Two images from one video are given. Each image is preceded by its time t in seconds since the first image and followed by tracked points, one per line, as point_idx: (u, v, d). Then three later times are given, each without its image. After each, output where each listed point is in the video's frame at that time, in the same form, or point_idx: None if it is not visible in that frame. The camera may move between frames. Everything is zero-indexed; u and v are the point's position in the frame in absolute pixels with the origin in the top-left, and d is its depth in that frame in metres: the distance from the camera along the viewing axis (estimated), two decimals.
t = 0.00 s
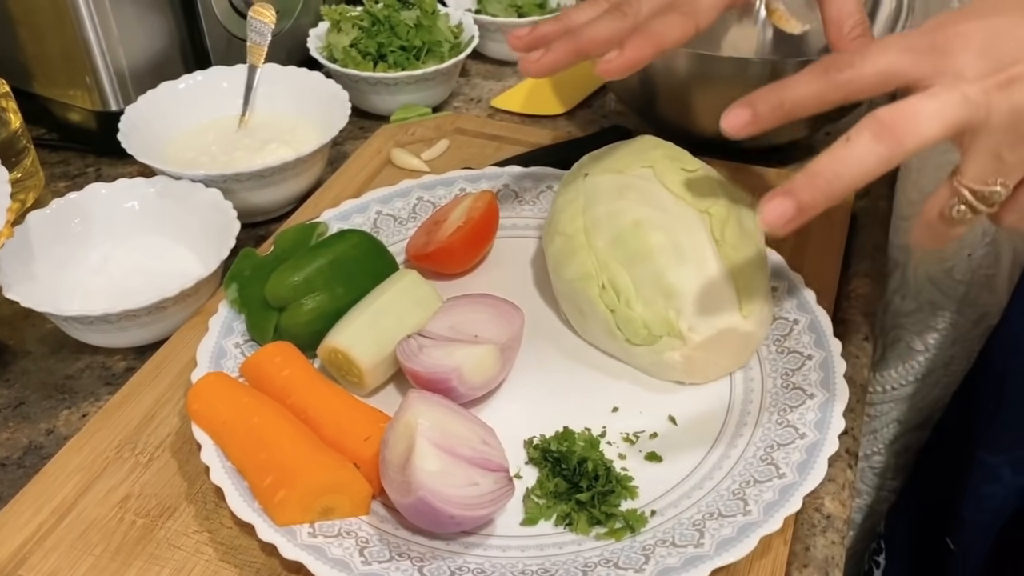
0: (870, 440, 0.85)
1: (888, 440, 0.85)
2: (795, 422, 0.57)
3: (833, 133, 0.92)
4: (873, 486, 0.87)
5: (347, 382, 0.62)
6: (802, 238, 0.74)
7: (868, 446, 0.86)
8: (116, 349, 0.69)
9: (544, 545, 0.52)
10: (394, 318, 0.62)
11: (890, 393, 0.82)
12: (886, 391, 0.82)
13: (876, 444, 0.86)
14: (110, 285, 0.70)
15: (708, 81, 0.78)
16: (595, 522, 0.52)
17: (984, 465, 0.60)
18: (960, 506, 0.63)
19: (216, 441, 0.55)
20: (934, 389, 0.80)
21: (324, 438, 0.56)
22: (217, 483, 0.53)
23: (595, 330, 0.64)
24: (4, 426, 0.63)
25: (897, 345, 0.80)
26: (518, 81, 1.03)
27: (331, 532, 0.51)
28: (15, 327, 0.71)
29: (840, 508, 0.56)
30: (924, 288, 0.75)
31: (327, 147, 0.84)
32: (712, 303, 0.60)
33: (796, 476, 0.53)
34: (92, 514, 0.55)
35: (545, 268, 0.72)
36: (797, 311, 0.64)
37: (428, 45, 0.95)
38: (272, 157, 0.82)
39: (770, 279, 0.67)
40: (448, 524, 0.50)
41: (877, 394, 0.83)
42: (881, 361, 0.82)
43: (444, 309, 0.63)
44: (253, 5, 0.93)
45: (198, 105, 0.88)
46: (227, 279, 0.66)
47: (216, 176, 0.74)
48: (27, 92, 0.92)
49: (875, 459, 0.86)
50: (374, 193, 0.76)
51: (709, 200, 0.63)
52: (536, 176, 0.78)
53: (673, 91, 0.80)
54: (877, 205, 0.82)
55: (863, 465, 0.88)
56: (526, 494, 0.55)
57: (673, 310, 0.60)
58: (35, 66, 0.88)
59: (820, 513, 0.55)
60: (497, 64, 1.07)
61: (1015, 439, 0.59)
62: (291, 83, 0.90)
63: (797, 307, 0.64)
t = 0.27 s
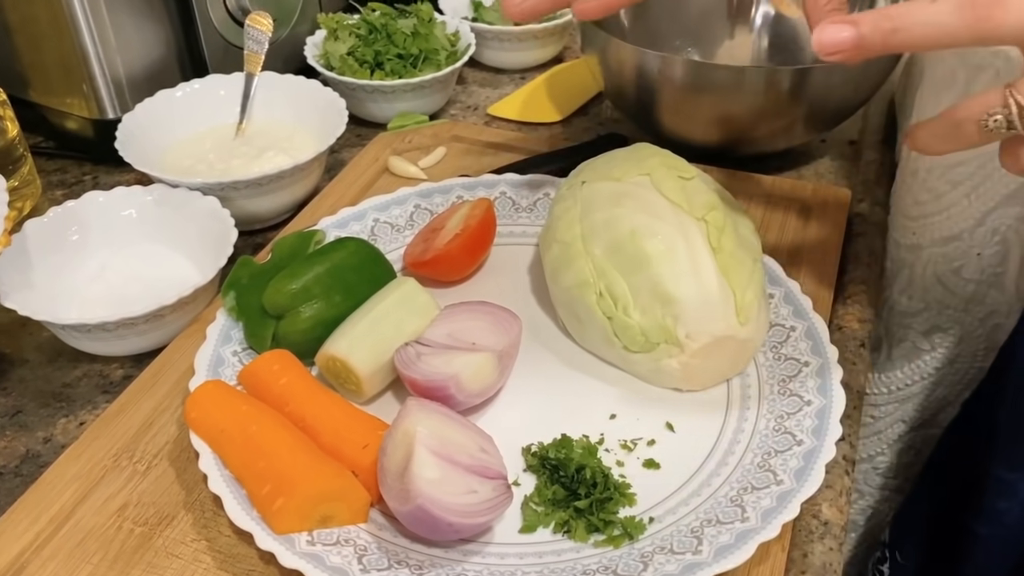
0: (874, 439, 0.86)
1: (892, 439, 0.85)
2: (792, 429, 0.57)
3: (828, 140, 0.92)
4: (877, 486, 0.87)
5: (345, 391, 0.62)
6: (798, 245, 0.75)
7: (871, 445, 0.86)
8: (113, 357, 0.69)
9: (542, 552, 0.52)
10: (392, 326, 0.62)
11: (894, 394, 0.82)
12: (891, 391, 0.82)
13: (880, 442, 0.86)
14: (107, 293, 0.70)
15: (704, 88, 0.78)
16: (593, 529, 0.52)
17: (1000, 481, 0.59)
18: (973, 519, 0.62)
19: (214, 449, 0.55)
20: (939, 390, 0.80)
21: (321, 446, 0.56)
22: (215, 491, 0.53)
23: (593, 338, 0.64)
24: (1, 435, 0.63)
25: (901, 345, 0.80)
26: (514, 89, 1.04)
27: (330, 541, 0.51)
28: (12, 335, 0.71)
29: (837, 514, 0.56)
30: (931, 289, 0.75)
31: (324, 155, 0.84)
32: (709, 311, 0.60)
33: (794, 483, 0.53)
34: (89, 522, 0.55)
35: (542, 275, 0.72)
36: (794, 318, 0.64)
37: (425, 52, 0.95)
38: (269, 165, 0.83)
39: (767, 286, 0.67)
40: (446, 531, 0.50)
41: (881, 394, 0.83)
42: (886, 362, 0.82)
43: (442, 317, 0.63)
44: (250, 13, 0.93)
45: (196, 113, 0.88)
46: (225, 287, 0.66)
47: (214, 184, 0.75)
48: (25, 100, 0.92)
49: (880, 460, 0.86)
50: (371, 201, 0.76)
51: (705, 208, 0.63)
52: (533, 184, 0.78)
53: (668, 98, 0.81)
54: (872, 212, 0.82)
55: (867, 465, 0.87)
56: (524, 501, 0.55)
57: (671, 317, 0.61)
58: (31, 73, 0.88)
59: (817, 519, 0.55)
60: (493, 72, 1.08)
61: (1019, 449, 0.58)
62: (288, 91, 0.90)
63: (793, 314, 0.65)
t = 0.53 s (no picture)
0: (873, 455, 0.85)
1: (893, 454, 0.84)
2: (782, 440, 0.57)
3: (816, 153, 0.94)
4: (878, 500, 0.87)
5: (338, 403, 0.62)
6: (787, 258, 0.75)
7: (872, 460, 0.85)
8: (107, 370, 0.69)
9: (534, 563, 0.52)
10: (385, 338, 0.62)
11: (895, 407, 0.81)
12: (893, 404, 0.81)
13: (881, 458, 0.84)
14: (101, 306, 0.71)
15: (694, 103, 0.79)
16: (585, 539, 0.53)
17: (1013, 510, 0.49)
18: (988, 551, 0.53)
19: (208, 461, 0.56)
20: (942, 402, 0.79)
21: (314, 456, 0.57)
22: (209, 503, 0.53)
23: (584, 349, 0.64)
24: None
25: (903, 359, 0.78)
26: (505, 103, 1.05)
27: (323, 552, 0.52)
28: (6, 348, 0.71)
29: (826, 524, 0.56)
30: (933, 303, 0.73)
31: (317, 168, 0.85)
32: (699, 323, 0.61)
33: (783, 493, 0.54)
34: (83, 535, 0.55)
35: (534, 287, 0.73)
36: (783, 329, 0.65)
37: (418, 67, 0.96)
38: (263, 179, 0.83)
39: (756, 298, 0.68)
40: (439, 542, 0.51)
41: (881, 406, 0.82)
42: (886, 376, 0.81)
43: (434, 329, 0.63)
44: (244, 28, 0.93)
45: (189, 127, 0.88)
46: (219, 300, 0.66)
47: (207, 197, 0.75)
48: (19, 114, 0.93)
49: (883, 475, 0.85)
50: (364, 214, 0.77)
51: (695, 221, 0.64)
52: (525, 197, 0.79)
53: (658, 112, 0.82)
54: (859, 224, 0.83)
55: (868, 480, 0.86)
56: (516, 512, 0.55)
57: (661, 329, 0.61)
58: (26, 88, 0.89)
59: (807, 529, 0.56)
60: (485, 86, 1.09)
61: None
62: (281, 105, 0.91)
63: (782, 325, 0.65)
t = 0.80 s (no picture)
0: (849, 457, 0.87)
1: (867, 456, 0.87)
2: (758, 454, 0.59)
3: (795, 174, 0.96)
4: (853, 503, 0.89)
5: (326, 420, 0.63)
6: (765, 276, 0.77)
7: (848, 464, 0.88)
8: (99, 388, 0.70)
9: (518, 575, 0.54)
10: (373, 355, 0.64)
11: (867, 411, 0.83)
12: (866, 411, 0.83)
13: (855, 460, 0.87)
14: (94, 326, 0.72)
15: (674, 126, 0.81)
16: (567, 551, 0.54)
17: (986, 522, 0.44)
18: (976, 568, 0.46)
19: (199, 477, 0.57)
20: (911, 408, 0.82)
21: (303, 471, 0.58)
22: (200, 518, 0.54)
23: (567, 366, 0.66)
24: None
25: (873, 364, 0.80)
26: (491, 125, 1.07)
27: (312, 565, 0.53)
28: None
29: (802, 536, 0.58)
30: (902, 305, 0.75)
31: (307, 190, 0.86)
32: (678, 341, 0.63)
33: (760, 505, 0.55)
34: (75, 550, 0.56)
35: (518, 306, 0.75)
36: (760, 346, 0.67)
37: (405, 91, 0.98)
38: (253, 201, 0.85)
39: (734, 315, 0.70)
40: (425, 554, 0.52)
41: (853, 412, 0.84)
42: (857, 382, 0.83)
43: (421, 347, 0.65)
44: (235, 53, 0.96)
45: (181, 149, 0.90)
46: (210, 319, 0.68)
47: (198, 219, 0.77)
48: (12, 137, 0.94)
49: (858, 477, 0.88)
50: (352, 235, 0.79)
51: (674, 241, 0.66)
52: (510, 218, 0.81)
53: (639, 135, 0.84)
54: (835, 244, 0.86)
55: (844, 482, 0.89)
56: (500, 525, 0.56)
57: (641, 346, 0.63)
58: (18, 111, 0.91)
59: (783, 541, 0.58)
60: (471, 109, 1.11)
61: None
62: (271, 128, 0.93)
63: (759, 342, 0.67)
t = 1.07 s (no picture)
0: (812, 476, 0.91)
1: (828, 474, 0.89)
2: (721, 464, 0.63)
3: (762, 202, 1.01)
4: (818, 519, 0.93)
5: (313, 435, 0.67)
6: (731, 299, 0.82)
7: (812, 480, 0.91)
8: (94, 408, 0.73)
9: None
10: (358, 373, 0.67)
11: (825, 430, 0.87)
12: (825, 429, 0.87)
13: (819, 478, 0.90)
14: (89, 348, 0.75)
15: (644, 158, 0.86)
16: (540, 556, 0.58)
17: (935, 513, 0.63)
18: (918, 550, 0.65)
19: (192, 488, 0.60)
20: (868, 428, 0.85)
21: (291, 482, 0.61)
22: (193, 527, 0.57)
23: (541, 383, 0.70)
24: None
25: (830, 384, 0.84)
26: (472, 157, 1.12)
27: (300, 570, 0.56)
28: None
29: (763, 541, 0.62)
30: (853, 330, 0.80)
31: (294, 218, 0.90)
32: (645, 358, 0.67)
33: (721, 510, 0.59)
34: (73, 559, 0.59)
35: (497, 327, 0.79)
36: (723, 364, 0.71)
37: (389, 123, 1.03)
38: (243, 228, 0.88)
39: (699, 335, 0.74)
40: (407, 559, 0.55)
41: (814, 429, 0.88)
42: (817, 400, 0.87)
43: (403, 366, 0.69)
44: (225, 87, 1.00)
45: (173, 179, 0.94)
46: (202, 340, 0.71)
47: (191, 245, 0.80)
48: (8, 168, 0.97)
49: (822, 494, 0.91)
50: (338, 260, 0.83)
51: (642, 265, 0.71)
52: (489, 244, 0.85)
53: (611, 166, 0.89)
54: (798, 269, 0.90)
55: (808, 499, 0.92)
56: (478, 533, 0.60)
57: (611, 363, 0.67)
58: (15, 143, 0.94)
59: (745, 546, 0.61)
60: (453, 141, 1.15)
61: (970, 494, 0.61)
62: (260, 159, 0.97)
63: (723, 360, 0.71)
